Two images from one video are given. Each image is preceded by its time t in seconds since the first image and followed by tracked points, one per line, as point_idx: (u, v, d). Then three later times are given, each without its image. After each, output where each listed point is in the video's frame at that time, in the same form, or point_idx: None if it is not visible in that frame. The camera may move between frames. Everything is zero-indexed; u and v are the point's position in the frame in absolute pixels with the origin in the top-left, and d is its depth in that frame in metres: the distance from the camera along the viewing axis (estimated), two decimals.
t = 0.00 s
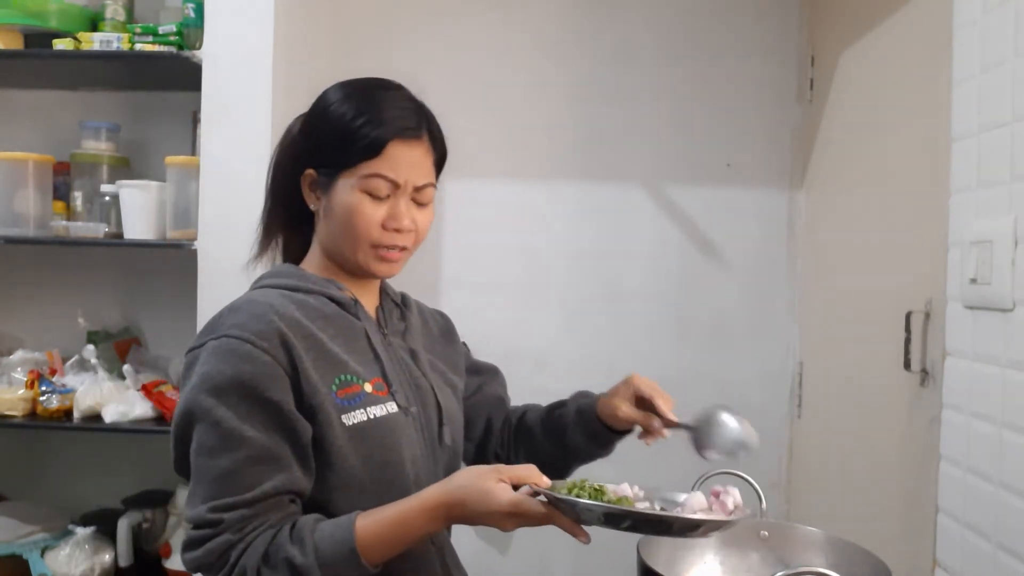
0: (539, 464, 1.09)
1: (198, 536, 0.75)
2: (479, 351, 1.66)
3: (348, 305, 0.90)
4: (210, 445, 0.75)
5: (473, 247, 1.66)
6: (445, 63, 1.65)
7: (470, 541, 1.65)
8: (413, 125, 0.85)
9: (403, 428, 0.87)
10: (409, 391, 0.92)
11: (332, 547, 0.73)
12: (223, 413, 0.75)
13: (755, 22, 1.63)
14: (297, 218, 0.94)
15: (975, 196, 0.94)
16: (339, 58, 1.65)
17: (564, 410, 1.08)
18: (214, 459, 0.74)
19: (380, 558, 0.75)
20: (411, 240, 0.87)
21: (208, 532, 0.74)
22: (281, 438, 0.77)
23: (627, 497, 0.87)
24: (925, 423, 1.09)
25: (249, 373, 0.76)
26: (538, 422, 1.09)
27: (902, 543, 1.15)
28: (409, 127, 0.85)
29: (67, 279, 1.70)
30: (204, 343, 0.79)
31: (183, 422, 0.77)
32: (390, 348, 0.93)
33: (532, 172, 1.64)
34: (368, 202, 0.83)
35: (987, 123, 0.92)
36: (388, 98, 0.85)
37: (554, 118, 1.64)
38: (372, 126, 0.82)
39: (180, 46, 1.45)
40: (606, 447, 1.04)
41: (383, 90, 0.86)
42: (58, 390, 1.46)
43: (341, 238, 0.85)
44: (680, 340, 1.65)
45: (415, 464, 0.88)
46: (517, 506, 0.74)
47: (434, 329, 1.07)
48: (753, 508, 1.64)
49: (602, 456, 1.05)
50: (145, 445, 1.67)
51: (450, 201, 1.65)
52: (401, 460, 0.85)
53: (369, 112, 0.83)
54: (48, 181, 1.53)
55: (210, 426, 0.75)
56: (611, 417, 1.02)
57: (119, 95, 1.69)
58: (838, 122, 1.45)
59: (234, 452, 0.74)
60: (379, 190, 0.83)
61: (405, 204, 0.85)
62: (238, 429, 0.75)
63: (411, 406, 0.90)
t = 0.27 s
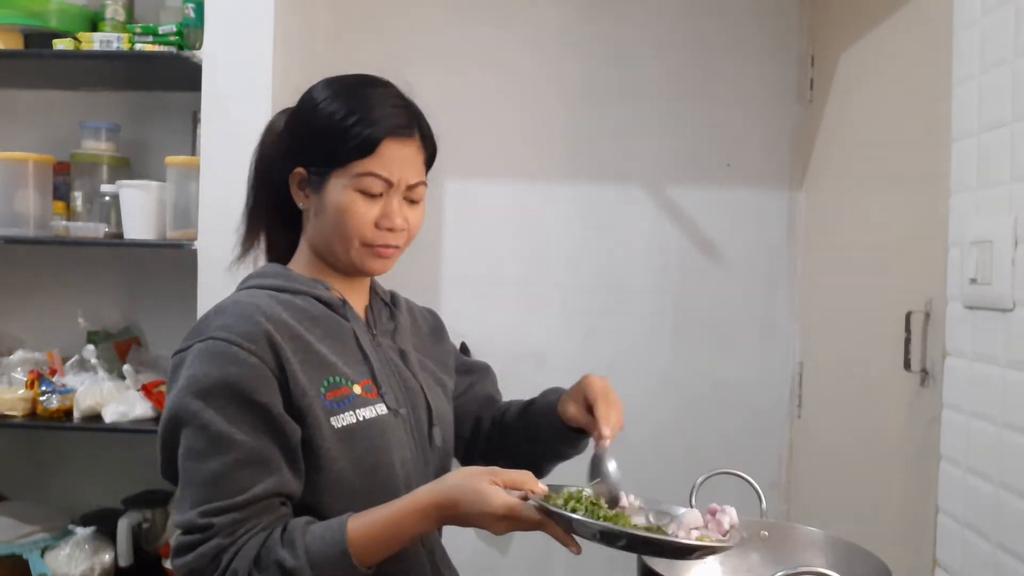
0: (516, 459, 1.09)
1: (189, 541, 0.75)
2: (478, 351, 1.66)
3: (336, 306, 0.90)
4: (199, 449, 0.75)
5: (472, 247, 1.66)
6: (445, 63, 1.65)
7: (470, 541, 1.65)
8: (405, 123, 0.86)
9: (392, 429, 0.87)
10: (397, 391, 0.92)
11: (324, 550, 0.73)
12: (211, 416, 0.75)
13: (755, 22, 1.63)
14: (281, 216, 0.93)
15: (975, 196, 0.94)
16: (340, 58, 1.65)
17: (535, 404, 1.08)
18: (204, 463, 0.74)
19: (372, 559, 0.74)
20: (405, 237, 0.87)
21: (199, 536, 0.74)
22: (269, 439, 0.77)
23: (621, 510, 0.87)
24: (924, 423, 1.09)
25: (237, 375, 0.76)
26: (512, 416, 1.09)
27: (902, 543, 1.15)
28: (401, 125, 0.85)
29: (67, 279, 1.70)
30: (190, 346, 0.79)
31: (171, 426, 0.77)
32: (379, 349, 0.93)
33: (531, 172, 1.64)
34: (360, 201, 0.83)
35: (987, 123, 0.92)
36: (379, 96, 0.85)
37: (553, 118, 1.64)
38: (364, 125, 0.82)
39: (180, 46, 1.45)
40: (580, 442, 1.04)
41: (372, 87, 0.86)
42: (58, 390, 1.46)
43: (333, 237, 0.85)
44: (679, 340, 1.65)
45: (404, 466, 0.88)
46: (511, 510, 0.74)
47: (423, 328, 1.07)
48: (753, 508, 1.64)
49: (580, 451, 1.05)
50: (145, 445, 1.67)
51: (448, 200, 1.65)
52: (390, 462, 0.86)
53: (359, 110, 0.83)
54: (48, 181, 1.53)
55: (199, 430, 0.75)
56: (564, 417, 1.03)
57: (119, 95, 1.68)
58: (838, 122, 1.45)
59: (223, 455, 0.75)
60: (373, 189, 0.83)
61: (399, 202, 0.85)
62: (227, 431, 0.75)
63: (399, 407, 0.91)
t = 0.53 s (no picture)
0: (519, 462, 1.09)
1: (179, 549, 0.75)
2: (478, 351, 1.66)
3: (326, 308, 0.90)
4: (188, 456, 0.75)
5: (472, 247, 1.66)
6: (445, 63, 1.65)
7: (470, 541, 1.65)
8: (400, 123, 0.86)
9: (383, 431, 0.87)
10: (387, 393, 0.92)
11: (315, 558, 0.73)
12: (199, 422, 0.75)
13: (755, 22, 1.63)
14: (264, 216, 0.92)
15: (975, 196, 0.94)
16: (340, 58, 1.65)
17: (545, 412, 1.07)
18: (192, 471, 0.74)
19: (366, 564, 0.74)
20: (400, 237, 0.88)
21: (189, 545, 0.74)
22: (258, 445, 0.77)
23: (617, 511, 0.88)
24: (924, 423, 1.09)
25: (225, 380, 0.76)
26: (519, 421, 1.09)
27: (902, 543, 1.15)
28: (397, 125, 0.86)
29: (67, 279, 1.70)
30: (177, 352, 0.79)
31: (159, 433, 0.77)
32: (369, 351, 0.93)
33: (531, 172, 1.64)
34: (359, 201, 0.84)
35: (987, 123, 0.92)
36: (373, 96, 0.86)
37: (553, 118, 1.64)
38: (362, 125, 0.83)
39: (180, 46, 1.45)
40: (584, 454, 1.03)
41: (364, 86, 0.86)
42: (58, 390, 1.46)
43: (331, 237, 0.85)
44: (679, 341, 1.65)
45: (395, 468, 0.88)
46: (506, 515, 0.74)
47: (414, 327, 1.07)
48: (753, 508, 1.64)
49: (586, 460, 1.04)
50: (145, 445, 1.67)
51: (448, 200, 1.65)
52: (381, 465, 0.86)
53: (355, 110, 0.83)
54: (48, 182, 1.53)
55: (187, 437, 0.75)
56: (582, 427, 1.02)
57: (119, 94, 1.68)
58: (838, 122, 1.45)
59: (212, 462, 0.75)
60: (372, 189, 0.84)
61: (396, 202, 0.86)
62: (215, 437, 0.75)
63: (389, 409, 0.90)
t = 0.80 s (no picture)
0: (533, 464, 1.10)
1: (182, 554, 0.75)
2: (478, 351, 1.66)
3: (323, 310, 0.90)
4: (188, 460, 0.75)
5: (472, 248, 1.66)
6: (445, 63, 1.65)
7: (470, 541, 1.65)
8: (399, 122, 0.87)
9: (380, 434, 0.87)
10: (384, 395, 0.92)
11: (320, 560, 0.73)
12: (198, 426, 0.75)
13: (755, 22, 1.63)
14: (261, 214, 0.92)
15: (975, 196, 0.94)
16: (340, 58, 1.65)
17: (566, 417, 1.07)
18: (193, 474, 0.75)
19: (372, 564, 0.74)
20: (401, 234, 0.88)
21: (191, 550, 0.74)
22: (257, 447, 0.77)
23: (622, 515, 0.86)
24: (924, 424, 1.09)
25: (223, 383, 0.76)
26: (536, 424, 1.09)
27: (902, 543, 1.15)
28: (396, 123, 0.86)
29: (66, 279, 1.70)
30: (174, 354, 0.79)
31: (157, 437, 0.77)
32: (365, 352, 0.94)
33: (531, 172, 1.64)
34: (361, 200, 0.84)
35: (987, 123, 0.92)
36: (371, 94, 0.86)
37: (553, 118, 1.64)
38: (363, 124, 0.83)
39: (180, 47, 1.45)
40: (604, 461, 1.03)
41: (360, 83, 0.86)
42: (58, 390, 1.46)
43: (333, 236, 0.85)
44: (679, 341, 1.65)
45: (393, 471, 0.88)
46: (511, 515, 0.74)
47: (410, 328, 1.07)
48: (753, 508, 1.64)
49: (598, 467, 1.05)
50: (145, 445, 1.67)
51: (447, 201, 1.65)
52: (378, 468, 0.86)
53: (352, 107, 0.83)
54: (48, 182, 1.53)
55: (187, 440, 0.75)
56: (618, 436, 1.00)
57: (119, 94, 1.68)
58: (838, 122, 1.45)
59: (212, 465, 0.75)
60: (374, 187, 0.84)
61: (397, 199, 0.87)
62: (214, 440, 0.75)
63: (386, 411, 0.91)
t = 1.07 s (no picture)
0: (536, 466, 1.09)
1: (184, 554, 0.75)
2: (479, 351, 1.66)
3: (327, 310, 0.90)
4: (191, 460, 0.75)
5: (472, 248, 1.65)
6: (445, 63, 1.64)
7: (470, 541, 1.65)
8: (406, 124, 0.87)
9: (383, 435, 0.87)
10: (387, 396, 0.92)
11: (323, 562, 0.73)
12: (202, 426, 0.75)
13: (755, 21, 1.63)
14: (265, 212, 0.92)
15: (975, 196, 0.94)
16: (340, 58, 1.65)
17: (572, 418, 1.07)
18: (196, 475, 0.75)
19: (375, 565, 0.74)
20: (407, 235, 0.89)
21: (194, 550, 0.74)
22: (260, 448, 0.77)
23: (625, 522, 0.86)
24: (924, 424, 1.09)
25: (227, 383, 0.76)
26: (541, 426, 1.09)
27: (902, 543, 1.15)
28: (403, 125, 0.86)
29: (66, 279, 1.70)
30: (177, 354, 0.79)
31: (160, 437, 0.77)
32: (368, 353, 0.93)
33: (532, 172, 1.64)
34: (369, 200, 0.84)
35: (988, 123, 0.92)
36: (379, 96, 0.86)
37: (553, 118, 1.64)
38: (370, 126, 0.83)
39: (180, 47, 1.45)
40: (611, 461, 1.03)
41: (367, 84, 0.86)
42: (58, 390, 1.46)
43: (339, 236, 0.85)
44: (679, 341, 1.65)
45: (395, 472, 0.88)
46: (516, 518, 0.73)
47: (412, 329, 1.07)
48: (753, 508, 1.64)
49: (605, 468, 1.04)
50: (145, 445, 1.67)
51: (447, 201, 1.65)
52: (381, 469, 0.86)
53: (360, 108, 0.83)
54: (48, 182, 1.53)
55: (190, 440, 0.75)
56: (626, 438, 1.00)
57: (119, 94, 1.68)
58: (838, 122, 1.45)
59: (215, 466, 0.75)
60: (381, 188, 0.84)
61: (403, 201, 0.87)
62: (218, 441, 0.75)
63: (390, 412, 0.91)
